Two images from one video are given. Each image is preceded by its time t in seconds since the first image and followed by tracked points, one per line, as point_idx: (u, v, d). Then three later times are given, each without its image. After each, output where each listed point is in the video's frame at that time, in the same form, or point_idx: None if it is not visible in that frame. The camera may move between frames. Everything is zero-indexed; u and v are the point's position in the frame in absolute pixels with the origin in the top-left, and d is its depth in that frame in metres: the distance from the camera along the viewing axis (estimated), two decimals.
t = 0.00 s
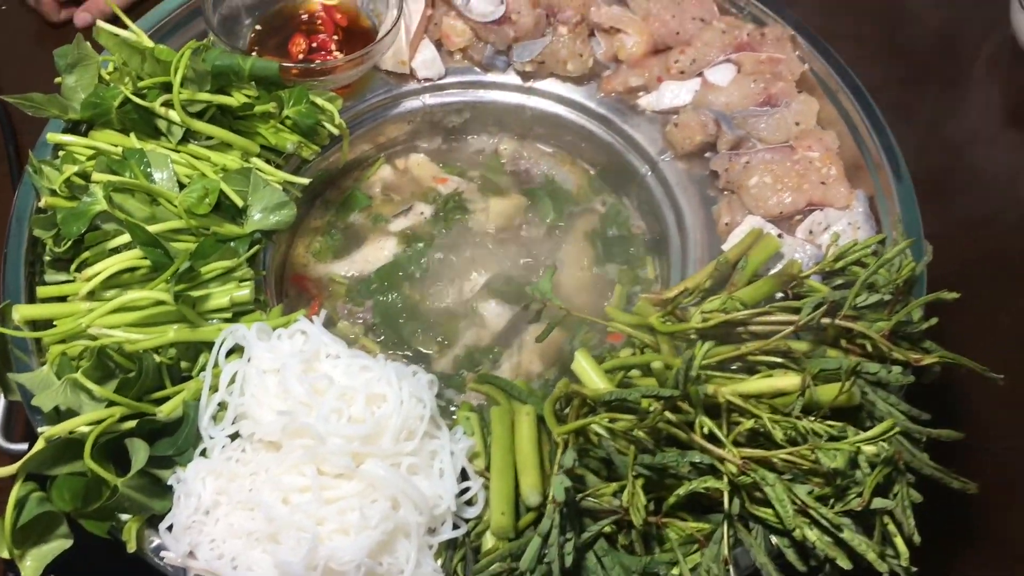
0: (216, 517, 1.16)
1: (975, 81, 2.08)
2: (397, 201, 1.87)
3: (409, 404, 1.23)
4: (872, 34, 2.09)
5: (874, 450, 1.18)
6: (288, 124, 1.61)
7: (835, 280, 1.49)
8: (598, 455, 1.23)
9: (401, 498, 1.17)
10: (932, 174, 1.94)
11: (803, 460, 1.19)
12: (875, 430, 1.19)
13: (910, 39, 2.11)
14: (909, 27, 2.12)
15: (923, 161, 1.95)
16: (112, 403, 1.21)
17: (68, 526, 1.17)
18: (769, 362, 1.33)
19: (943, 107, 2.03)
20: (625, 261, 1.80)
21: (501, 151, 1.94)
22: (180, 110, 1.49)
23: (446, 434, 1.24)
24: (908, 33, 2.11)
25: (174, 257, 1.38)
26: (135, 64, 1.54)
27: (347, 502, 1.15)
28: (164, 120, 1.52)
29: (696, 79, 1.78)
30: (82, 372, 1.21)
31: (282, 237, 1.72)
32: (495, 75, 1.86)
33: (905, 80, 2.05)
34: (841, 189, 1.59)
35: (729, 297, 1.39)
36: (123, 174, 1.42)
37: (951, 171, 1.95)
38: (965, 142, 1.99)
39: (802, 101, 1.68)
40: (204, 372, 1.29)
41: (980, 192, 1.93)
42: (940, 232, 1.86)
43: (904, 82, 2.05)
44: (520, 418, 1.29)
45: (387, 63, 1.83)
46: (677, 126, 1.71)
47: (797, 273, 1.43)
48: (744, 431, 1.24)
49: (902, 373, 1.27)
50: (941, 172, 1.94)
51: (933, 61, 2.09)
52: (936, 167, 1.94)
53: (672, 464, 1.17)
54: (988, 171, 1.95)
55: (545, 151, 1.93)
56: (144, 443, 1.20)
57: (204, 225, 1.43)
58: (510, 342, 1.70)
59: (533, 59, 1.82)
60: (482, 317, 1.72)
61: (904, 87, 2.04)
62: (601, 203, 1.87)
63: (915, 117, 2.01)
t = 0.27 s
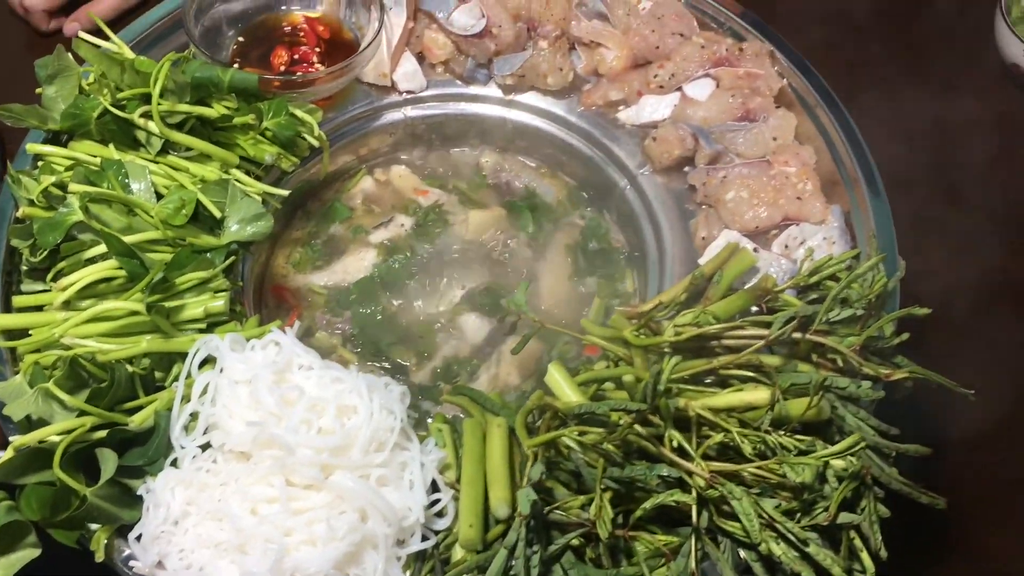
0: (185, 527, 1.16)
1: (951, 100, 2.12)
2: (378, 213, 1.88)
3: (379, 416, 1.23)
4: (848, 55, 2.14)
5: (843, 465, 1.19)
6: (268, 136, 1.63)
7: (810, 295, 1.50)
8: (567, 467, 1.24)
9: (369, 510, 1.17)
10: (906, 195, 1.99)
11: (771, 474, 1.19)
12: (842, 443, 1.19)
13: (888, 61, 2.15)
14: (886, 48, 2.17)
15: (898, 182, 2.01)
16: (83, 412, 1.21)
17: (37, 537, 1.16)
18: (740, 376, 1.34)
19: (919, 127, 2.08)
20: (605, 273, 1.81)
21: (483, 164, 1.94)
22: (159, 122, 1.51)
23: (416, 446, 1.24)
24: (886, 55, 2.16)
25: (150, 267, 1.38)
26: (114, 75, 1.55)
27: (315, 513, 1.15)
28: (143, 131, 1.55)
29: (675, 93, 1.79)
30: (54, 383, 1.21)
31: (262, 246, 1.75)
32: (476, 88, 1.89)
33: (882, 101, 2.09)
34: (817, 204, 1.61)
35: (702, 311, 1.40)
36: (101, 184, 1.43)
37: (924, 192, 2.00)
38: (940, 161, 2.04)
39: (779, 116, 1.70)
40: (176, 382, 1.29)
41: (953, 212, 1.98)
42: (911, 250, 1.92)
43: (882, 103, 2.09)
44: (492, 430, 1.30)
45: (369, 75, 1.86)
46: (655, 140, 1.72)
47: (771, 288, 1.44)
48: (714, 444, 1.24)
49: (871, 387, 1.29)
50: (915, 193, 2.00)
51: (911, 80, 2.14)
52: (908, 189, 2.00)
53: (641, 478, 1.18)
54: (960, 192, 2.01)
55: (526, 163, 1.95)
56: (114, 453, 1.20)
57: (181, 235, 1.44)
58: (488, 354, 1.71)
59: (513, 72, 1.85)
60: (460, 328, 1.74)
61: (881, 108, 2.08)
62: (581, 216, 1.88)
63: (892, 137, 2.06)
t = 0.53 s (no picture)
0: (162, 530, 1.16)
1: (947, 114, 2.12)
2: (370, 216, 1.88)
3: (360, 420, 1.23)
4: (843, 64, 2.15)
5: (826, 475, 1.19)
6: (258, 137, 1.64)
7: (799, 304, 1.49)
8: (548, 475, 1.23)
9: (347, 515, 1.16)
10: (901, 208, 1.98)
11: (754, 484, 1.17)
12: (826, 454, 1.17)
13: (884, 74, 2.16)
14: (883, 62, 2.18)
15: (892, 194, 2.00)
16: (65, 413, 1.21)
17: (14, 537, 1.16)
18: (726, 384, 1.33)
19: (914, 140, 2.07)
20: (597, 279, 1.80)
21: (476, 168, 1.95)
22: (149, 122, 1.51)
23: (397, 451, 1.24)
24: (883, 69, 2.16)
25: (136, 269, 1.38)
26: (104, 76, 1.55)
27: (292, 518, 1.15)
28: (133, 131, 1.55)
29: (668, 99, 1.79)
30: (35, 383, 1.20)
31: (252, 248, 1.74)
32: (468, 91, 1.89)
33: (877, 114, 2.09)
34: (808, 212, 1.59)
35: (688, 319, 1.39)
36: (89, 184, 1.44)
37: (919, 205, 1.99)
38: (936, 174, 2.03)
39: (773, 123, 1.68)
40: (159, 383, 1.29)
41: (949, 226, 1.97)
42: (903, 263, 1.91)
43: (876, 116, 2.10)
44: (475, 436, 1.29)
45: (362, 78, 1.86)
46: (647, 146, 1.72)
47: (760, 296, 1.43)
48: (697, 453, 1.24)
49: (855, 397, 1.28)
50: (909, 206, 1.99)
51: (907, 94, 2.13)
52: (903, 202, 1.99)
53: (621, 486, 1.17)
54: (956, 206, 1.99)
55: (519, 168, 1.95)
56: (95, 454, 1.19)
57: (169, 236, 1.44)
58: (476, 359, 1.70)
59: (507, 77, 1.84)
60: (449, 332, 1.72)
61: (876, 121, 2.09)
62: (574, 221, 1.88)
63: (886, 150, 2.05)
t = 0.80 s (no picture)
0: (154, 528, 1.15)
1: (959, 119, 2.09)
2: (373, 214, 1.88)
3: (354, 421, 1.22)
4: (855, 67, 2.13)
5: (824, 484, 1.17)
6: (261, 134, 1.63)
7: (801, 309, 1.48)
8: (542, 479, 1.23)
9: (338, 516, 1.16)
10: (907, 215, 1.96)
11: (749, 492, 1.16)
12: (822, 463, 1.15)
13: (894, 77, 2.13)
14: (894, 65, 2.15)
15: (898, 201, 1.98)
16: (59, 408, 1.21)
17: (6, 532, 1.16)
18: (724, 390, 1.32)
19: (923, 145, 2.04)
20: (599, 280, 1.79)
21: (481, 167, 1.95)
22: (151, 118, 1.51)
23: (390, 452, 1.23)
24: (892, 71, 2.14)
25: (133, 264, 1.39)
26: (106, 70, 1.56)
27: (283, 518, 1.14)
28: (135, 127, 1.55)
29: (673, 100, 1.77)
30: (31, 377, 1.21)
31: (255, 243, 1.74)
32: (472, 90, 1.88)
33: (887, 118, 2.06)
34: (813, 216, 1.56)
35: (687, 323, 1.37)
36: (89, 179, 1.44)
37: (925, 212, 1.97)
38: (944, 181, 2.01)
39: (778, 126, 1.66)
40: (155, 380, 1.29)
41: (954, 234, 1.95)
42: (908, 269, 1.89)
43: (886, 119, 2.07)
44: (469, 438, 1.28)
45: (366, 75, 1.84)
46: (652, 147, 1.70)
47: (761, 301, 1.41)
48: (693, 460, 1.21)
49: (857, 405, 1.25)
50: (915, 213, 1.97)
51: (918, 98, 2.10)
52: (909, 208, 1.97)
53: (614, 492, 1.16)
54: (962, 213, 1.97)
55: (523, 168, 1.94)
56: (88, 450, 1.20)
57: (169, 233, 1.44)
58: (476, 359, 1.68)
59: (511, 75, 1.84)
60: (449, 332, 1.71)
61: (885, 125, 2.06)
62: (577, 222, 1.86)
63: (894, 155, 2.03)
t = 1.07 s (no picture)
0: (142, 533, 1.13)
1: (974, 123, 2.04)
2: (375, 213, 1.85)
3: (347, 426, 1.20)
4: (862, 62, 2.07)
5: (825, 500, 1.16)
6: (261, 131, 1.61)
7: (808, 317, 1.44)
8: (538, 490, 1.20)
9: (329, 524, 1.13)
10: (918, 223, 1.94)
11: (750, 507, 1.12)
12: (822, 480, 1.13)
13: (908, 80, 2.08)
14: (907, 66, 2.09)
15: (909, 208, 1.95)
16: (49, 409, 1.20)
17: None
18: (728, 401, 1.28)
19: (936, 151, 2.01)
20: (603, 284, 1.75)
21: (485, 167, 1.92)
22: (149, 114, 1.49)
23: (384, 458, 1.22)
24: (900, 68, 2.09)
25: (128, 262, 1.37)
26: (105, 64, 1.52)
27: (272, 525, 1.12)
28: (133, 122, 1.53)
29: (681, 102, 1.73)
30: (21, 376, 1.20)
31: (254, 241, 1.71)
32: (478, 88, 1.86)
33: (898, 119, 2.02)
34: (821, 223, 1.52)
35: (690, 331, 1.33)
36: (86, 175, 1.44)
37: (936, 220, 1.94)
38: (956, 187, 1.97)
39: (788, 129, 1.62)
40: (147, 380, 1.27)
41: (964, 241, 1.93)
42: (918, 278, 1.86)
43: (898, 125, 2.03)
44: (466, 445, 1.26)
45: (370, 72, 1.82)
46: (659, 149, 1.66)
47: (767, 309, 1.38)
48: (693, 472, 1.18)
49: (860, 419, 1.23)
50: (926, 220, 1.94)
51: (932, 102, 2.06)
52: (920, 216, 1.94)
53: (611, 505, 1.14)
54: (974, 221, 1.95)
55: (528, 168, 1.91)
56: (77, 452, 1.18)
57: (165, 230, 1.42)
58: (476, 363, 1.66)
59: (517, 74, 1.79)
60: (449, 334, 1.68)
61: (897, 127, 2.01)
62: (581, 224, 1.83)
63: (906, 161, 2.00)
